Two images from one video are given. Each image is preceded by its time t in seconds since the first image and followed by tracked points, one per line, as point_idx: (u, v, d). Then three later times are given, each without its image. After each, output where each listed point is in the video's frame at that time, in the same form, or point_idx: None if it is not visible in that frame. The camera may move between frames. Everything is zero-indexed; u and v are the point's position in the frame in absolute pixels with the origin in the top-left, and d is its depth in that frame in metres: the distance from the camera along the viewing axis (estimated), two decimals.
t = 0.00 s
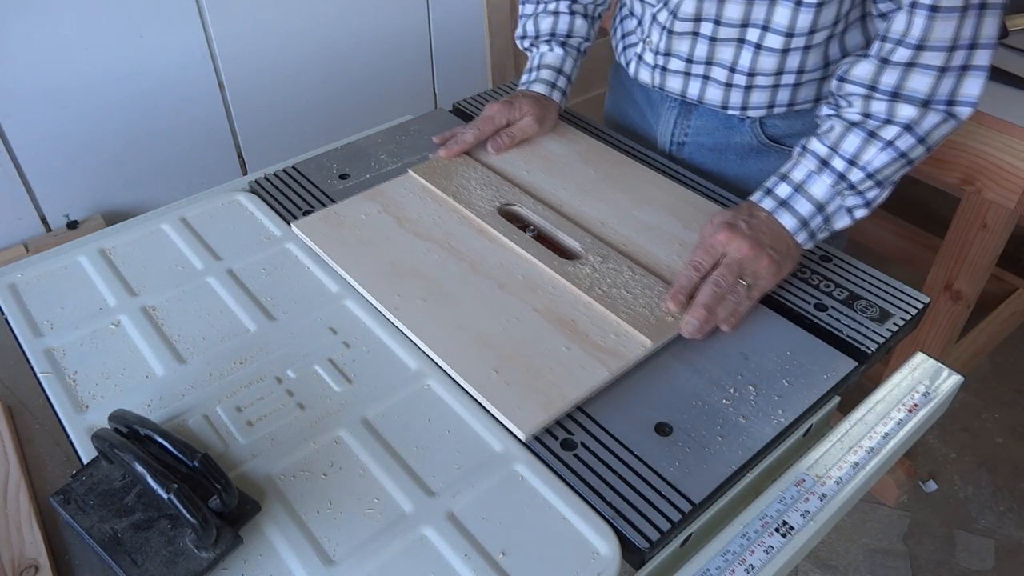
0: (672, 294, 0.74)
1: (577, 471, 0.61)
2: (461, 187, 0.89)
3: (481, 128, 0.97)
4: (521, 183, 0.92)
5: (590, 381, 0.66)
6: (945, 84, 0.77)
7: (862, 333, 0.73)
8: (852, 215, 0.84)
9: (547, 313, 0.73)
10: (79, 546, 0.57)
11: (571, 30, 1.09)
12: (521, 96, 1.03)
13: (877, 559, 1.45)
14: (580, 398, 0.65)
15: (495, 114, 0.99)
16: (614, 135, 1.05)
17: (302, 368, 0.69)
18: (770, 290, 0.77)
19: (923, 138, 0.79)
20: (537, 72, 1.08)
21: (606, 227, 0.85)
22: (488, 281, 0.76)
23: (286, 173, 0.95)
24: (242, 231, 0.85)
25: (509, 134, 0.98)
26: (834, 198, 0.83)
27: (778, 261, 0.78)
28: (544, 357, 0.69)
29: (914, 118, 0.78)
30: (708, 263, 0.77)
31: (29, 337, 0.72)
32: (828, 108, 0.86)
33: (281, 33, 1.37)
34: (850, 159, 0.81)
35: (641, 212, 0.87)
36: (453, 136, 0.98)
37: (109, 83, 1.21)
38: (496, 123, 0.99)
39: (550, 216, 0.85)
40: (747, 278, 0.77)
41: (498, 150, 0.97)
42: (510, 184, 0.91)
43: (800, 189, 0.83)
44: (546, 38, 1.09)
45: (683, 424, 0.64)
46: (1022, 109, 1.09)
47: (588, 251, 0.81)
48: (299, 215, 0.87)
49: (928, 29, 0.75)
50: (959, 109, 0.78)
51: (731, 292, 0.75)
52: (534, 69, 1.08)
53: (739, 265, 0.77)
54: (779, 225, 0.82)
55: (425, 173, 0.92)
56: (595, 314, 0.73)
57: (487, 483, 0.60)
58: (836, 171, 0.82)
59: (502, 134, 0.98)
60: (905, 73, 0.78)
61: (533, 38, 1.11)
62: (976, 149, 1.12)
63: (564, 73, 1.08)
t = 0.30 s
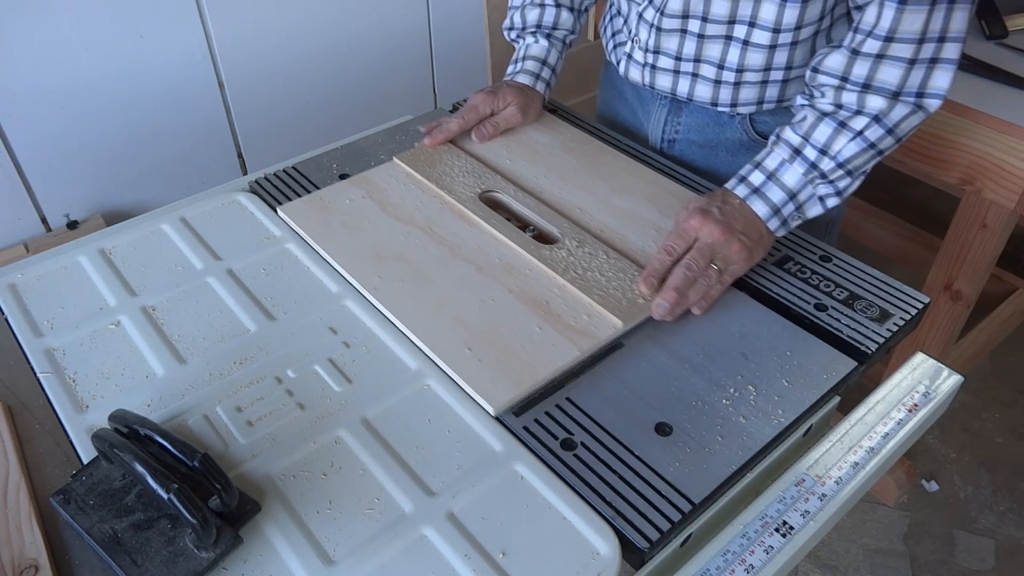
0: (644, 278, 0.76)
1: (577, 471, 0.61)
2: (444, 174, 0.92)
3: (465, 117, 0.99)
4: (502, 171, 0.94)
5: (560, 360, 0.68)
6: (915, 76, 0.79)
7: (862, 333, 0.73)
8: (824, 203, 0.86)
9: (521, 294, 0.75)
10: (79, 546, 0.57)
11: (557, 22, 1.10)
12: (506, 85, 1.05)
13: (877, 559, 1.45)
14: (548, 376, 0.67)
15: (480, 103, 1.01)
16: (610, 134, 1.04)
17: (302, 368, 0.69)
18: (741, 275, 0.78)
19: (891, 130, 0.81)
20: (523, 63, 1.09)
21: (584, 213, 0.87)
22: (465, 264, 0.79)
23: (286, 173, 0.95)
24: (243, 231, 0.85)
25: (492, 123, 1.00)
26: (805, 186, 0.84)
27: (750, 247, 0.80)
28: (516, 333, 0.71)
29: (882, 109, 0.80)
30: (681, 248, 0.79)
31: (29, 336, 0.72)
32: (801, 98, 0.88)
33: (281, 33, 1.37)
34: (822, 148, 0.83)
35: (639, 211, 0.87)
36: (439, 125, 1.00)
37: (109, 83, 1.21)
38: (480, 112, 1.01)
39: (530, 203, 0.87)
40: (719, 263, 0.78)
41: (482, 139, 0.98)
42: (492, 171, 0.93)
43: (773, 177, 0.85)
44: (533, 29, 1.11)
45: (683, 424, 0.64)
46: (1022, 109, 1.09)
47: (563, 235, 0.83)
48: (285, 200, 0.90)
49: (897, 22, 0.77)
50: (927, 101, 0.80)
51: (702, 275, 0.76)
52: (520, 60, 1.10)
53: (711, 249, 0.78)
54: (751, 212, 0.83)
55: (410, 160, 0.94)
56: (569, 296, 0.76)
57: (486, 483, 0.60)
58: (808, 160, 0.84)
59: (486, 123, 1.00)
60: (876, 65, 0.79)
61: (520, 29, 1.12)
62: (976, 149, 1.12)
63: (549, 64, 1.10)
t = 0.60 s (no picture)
0: (629, 269, 0.77)
1: (577, 471, 0.61)
2: (436, 168, 0.92)
3: (457, 111, 1.00)
4: (493, 163, 0.94)
5: (543, 350, 0.69)
6: (900, 74, 0.79)
7: (863, 333, 0.73)
8: (809, 199, 0.86)
9: (508, 285, 0.76)
10: (79, 546, 0.57)
11: (551, 18, 1.11)
12: (499, 80, 1.05)
13: (877, 559, 1.45)
14: (530, 364, 0.68)
15: (472, 97, 1.01)
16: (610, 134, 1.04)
17: (302, 368, 0.69)
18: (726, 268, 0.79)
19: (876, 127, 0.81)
20: (517, 58, 1.09)
21: (572, 206, 0.87)
22: (453, 255, 0.80)
23: (286, 173, 0.95)
24: (242, 231, 0.85)
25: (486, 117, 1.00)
26: (791, 181, 0.85)
27: (736, 240, 0.81)
28: (500, 323, 0.72)
29: (867, 106, 0.81)
30: (666, 240, 0.80)
31: (29, 336, 0.72)
32: (789, 93, 0.88)
33: (282, 33, 1.37)
34: (808, 144, 0.84)
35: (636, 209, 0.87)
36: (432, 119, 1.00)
37: (109, 83, 1.21)
38: (473, 106, 1.01)
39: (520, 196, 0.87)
40: (704, 256, 0.79)
41: (474, 133, 0.99)
42: (483, 164, 0.94)
43: (759, 172, 0.86)
44: (527, 25, 1.11)
45: (683, 424, 0.64)
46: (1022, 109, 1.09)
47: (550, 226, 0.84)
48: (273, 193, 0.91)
49: (883, 20, 0.77)
50: (913, 100, 0.80)
51: (687, 268, 0.77)
52: (514, 56, 1.10)
53: (696, 242, 0.79)
54: (737, 206, 0.84)
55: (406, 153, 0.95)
56: (554, 287, 0.76)
57: (486, 483, 0.60)
58: (793, 155, 0.85)
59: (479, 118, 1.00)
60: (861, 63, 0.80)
61: (515, 25, 1.12)
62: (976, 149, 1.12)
63: (543, 60, 1.10)
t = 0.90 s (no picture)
0: (617, 269, 0.77)
1: (577, 471, 0.61)
2: (430, 166, 0.92)
3: (452, 110, 1.00)
4: (487, 163, 0.94)
5: (529, 348, 0.69)
6: (892, 75, 0.79)
7: (862, 333, 0.73)
8: (802, 201, 0.86)
9: (497, 284, 0.76)
10: (79, 546, 0.57)
11: (548, 18, 1.10)
12: (494, 79, 1.05)
13: (877, 559, 1.45)
14: (518, 363, 0.68)
15: (467, 96, 1.01)
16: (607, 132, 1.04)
17: (302, 368, 0.69)
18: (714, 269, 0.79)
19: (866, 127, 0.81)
20: (512, 58, 1.09)
21: (565, 206, 0.87)
22: (444, 253, 0.79)
23: (286, 173, 0.95)
24: (242, 231, 0.85)
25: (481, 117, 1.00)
26: (783, 182, 0.85)
27: (725, 241, 0.81)
28: (487, 322, 0.72)
29: (859, 107, 0.80)
30: (655, 241, 0.80)
31: (29, 337, 0.72)
32: (781, 94, 0.88)
33: (282, 33, 1.37)
34: (799, 145, 0.84)
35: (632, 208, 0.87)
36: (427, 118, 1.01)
37: (109, 83, 1.21)
38: (467, 105, 1.01)
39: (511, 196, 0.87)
40: (693, 256, 0.79)
41: (468, 131, 0.98)
42: (477, 164, 0.93)
43: (751, 172, 0.86)
44: (524, 24, 1.11)
45: (683, 424, 0.64)
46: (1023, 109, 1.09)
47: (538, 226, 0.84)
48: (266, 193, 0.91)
49: (875, 19, 0.77)
50: (905, 101, 0.80)
51: (675, 269, 0.77)
52: (510, 55, 1.10)
53: (685, 243, 0.79)
54: (727, 207, 0.84)
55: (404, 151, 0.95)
56: (544, 287, 0.76)
57: (485, 483, 0.60)
58: (785, 156, 0.85)
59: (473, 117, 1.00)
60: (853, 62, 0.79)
61: (512, 24, 1.12)
62: (977, 149, 1.12)
63: (538, 59, 1.10)
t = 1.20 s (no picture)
0: (612, 276, 0.76)
1: (577, 471, 0.61)
2: (423, 170, 0.92)
3: (445, 115, 1.00)
4: (481, 168, 0.94)
5: (525, 356, 0.68)
6: (888, 79, 0.79)
7: (862, 333, 0.73)
8: (798, 206, 0.85)
9: (491, 291, 0.75)
10: (79, 546, 0.57)
11: (541, 21, 1.10)
12: (487, 83, 1.05)
13: (877, 559, 1.45)
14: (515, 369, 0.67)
15: (460, 101, 1.01)
16: (609, 135, 1.05)
17: (302, 368, 0.69)
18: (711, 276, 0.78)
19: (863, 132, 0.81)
20: (505, 61, 1.09)
21: (559, 211, 0.87)
22: (437, 260, 0.78)
23: (286, 173, 0.95)
24: (242, 231, 0.85)
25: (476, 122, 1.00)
26: (779, 187, 0.84)
27: (721, 247, 0.80)
28: (488, 321, 0.72)
29: (856, 111, 0.80)
30: (651, 247, 0.79)
31: (29, 337, 0.72)
32: (778, 99, 0.88)
33: (283, 33, 1.37)
34: (796, 150, 0.84)
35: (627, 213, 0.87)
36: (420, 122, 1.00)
37: (109, 83, 1.21)
38: (460, 110, 1.01)
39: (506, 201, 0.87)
40: (688, 263, 0.78)
41: (461, 136, 0.98)
42: (471, 169, 0.93)
43: (747, 177, 0.85)
44: (516, 27, 1.11)
45: (684, 424, 0.64)
46: None
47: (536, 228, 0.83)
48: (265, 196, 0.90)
49: (871, 22, 0.76)
50: (901, 104, 0.80)
51: (671, 275, 0.76)
52: (502, 59, 1.10)
53: (681, 249, 0.78)
54: (723, 212, 0.83)
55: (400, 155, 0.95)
56: (538, 293, 0.75)
57: (485, 484, 0.60)
58: (782, 161, 0.85)
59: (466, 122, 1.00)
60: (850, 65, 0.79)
61: (504, 27, 1.12)
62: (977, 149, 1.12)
63: (531, 63, 1.09)
